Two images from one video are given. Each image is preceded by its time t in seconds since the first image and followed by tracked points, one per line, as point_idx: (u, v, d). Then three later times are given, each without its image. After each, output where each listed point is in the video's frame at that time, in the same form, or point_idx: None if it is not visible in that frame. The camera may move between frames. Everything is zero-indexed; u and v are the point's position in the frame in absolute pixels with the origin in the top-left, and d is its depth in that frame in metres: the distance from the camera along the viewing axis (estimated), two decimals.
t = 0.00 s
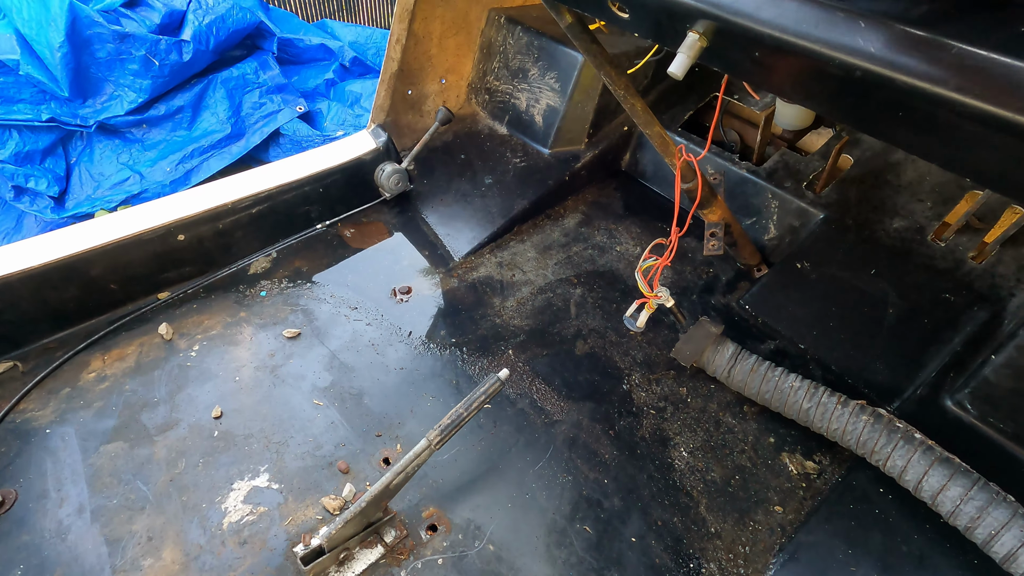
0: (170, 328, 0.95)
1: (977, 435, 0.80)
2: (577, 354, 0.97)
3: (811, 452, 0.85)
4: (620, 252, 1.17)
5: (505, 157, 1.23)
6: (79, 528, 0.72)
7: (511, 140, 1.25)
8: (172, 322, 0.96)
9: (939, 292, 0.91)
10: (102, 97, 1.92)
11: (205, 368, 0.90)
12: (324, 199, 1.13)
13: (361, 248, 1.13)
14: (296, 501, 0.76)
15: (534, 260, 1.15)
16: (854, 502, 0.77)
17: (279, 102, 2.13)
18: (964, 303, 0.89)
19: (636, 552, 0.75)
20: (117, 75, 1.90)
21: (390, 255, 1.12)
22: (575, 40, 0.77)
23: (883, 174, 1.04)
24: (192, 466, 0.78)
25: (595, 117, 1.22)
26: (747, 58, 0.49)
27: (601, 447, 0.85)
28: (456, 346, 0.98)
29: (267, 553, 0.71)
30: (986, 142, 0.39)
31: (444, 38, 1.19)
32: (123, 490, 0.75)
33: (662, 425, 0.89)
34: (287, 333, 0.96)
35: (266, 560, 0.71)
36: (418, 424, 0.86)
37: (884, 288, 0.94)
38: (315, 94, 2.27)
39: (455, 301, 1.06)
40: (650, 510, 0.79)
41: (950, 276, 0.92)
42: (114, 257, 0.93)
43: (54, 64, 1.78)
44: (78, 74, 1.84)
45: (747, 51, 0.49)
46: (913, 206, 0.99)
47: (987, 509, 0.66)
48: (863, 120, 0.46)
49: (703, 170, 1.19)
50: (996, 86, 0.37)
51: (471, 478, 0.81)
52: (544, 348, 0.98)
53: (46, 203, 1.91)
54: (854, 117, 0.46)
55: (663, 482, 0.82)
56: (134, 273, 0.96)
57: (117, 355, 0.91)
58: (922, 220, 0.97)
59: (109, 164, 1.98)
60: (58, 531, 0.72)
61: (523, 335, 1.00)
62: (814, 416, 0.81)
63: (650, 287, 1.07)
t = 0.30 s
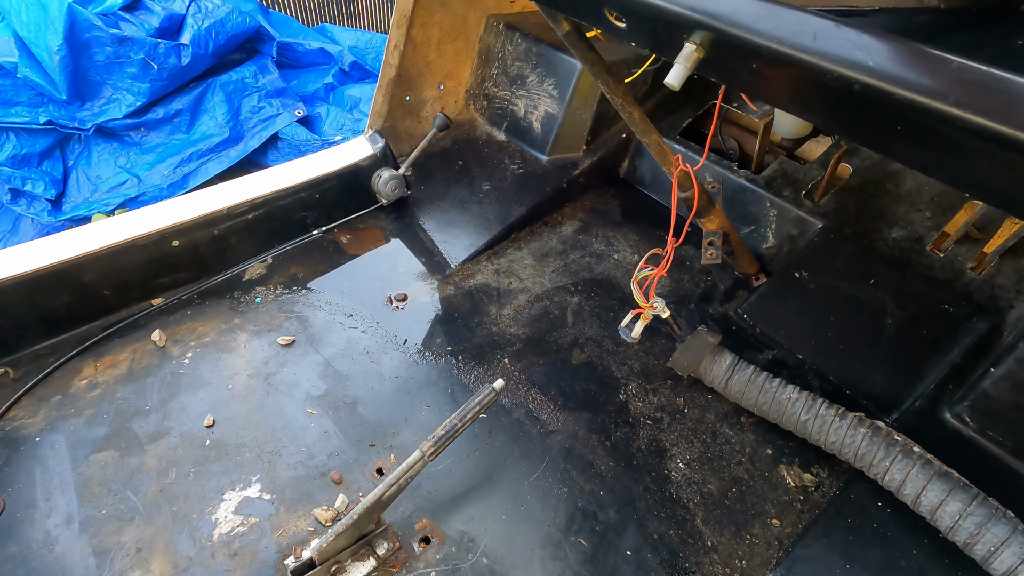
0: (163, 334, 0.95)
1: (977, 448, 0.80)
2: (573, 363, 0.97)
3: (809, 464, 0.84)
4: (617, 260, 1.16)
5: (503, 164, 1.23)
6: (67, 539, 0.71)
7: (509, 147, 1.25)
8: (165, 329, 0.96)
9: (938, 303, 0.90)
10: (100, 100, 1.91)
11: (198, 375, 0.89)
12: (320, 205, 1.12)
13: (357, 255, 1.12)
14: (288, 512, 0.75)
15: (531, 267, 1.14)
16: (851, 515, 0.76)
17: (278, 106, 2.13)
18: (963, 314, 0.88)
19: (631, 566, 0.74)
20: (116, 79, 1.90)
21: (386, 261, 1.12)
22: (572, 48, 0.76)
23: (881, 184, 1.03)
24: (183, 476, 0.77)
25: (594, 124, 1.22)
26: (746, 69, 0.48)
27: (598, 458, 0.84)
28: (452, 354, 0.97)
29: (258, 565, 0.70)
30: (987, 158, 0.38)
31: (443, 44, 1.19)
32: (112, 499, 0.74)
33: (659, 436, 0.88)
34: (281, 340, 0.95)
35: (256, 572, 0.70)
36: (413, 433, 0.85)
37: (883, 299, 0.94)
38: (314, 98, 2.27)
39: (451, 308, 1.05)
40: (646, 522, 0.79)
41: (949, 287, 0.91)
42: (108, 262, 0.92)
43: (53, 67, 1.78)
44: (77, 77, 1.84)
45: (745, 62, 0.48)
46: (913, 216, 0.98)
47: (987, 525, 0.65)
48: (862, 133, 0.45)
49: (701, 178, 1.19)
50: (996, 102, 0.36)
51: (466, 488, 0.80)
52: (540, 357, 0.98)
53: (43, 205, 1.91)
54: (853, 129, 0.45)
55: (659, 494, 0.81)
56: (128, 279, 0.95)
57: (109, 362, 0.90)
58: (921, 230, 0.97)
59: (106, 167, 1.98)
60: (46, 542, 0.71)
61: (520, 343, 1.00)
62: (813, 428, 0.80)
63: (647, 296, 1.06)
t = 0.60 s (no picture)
0: (150, 343, 0.93)
1: (982, 465, 0.77)
2: (570, 375, 0.95)
3: (811, 480, 0.82)
4: (616, 268, 1.15)
5: (500, 170, 1.21)
6: (46, 556, 0.69)
7: (506, 153, 1.23)
8: (153, 337, 0.94)
9: (941, 315, 0.89)
10: (94, 102, 1.89)
11: (185, 386, 0.87)
12: (314, 211, 1.10)
13: (351, 262, 1.10)
14: (275, 528, 0.73)
15: (528, 275, 1.12)
16: (854, 534, 0.74)
17: (275, 109, 2.11)
18: (967, 327, 0.87)
19: None
20: (111, 81, 1.88)
21: (381, 268, 1.10)
22: (570, 54, 0.75)
23: (885, 193, 1.01)
24: (168, 490, 0.75)
25: (592, 131, 1.20)
26: (747, 78, 0.47)
27: (594, 473, 0.82)
28: (446, 364, 0.95)
29: None
30: (1000, 173, 0.37)
31: (440, 48, 1.17)
32: (94, 515, 0.72)
33: (657, 450, 0.86)
34: (272, 349, 0.93)
35: None
36: (405, 447, 0.83)
37: (886, 311, 0.92)
38: (311, 101, 2.25)
39: (446, 317, 1.03)
40: (643, 540, 0.76)
41: (952, 299, 0.89)
42: (95, 269, 0.90)
43: (47, 69, 1.76)
44: (71, 79, 1.82)
45: (748, 71, 0.46)
46: (915, 226, 0.97)
47: (994, 547, 0.63)
48: (867, 145, 0.43)
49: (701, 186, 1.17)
50: (1013, 114, 0.35)
51: (458, 504, 0.78)
52: (536, 368, 0.96)
53: (36, 208, 1.89)
54: (857, 141, 0.43)
55: (657, 511, 0.79)
56: (115, 286, 0.93)
57: (95, 371, 0.88)
58: (924, 240, 0.95)
59: (100, 170, 1.96)
60: (24, 560, 0.68)
61: (516, 353, 0.98)
62: (814, 444, 0.78)
63: (645, 306, 1.05)
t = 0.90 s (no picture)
0: (141, 345, 0.91)
1: (984, 474, 0.76)
2: (567, 380, 0.94)
3: (810, 488, 0.81)
4: (613, 272, 1.13)
5: (498, 172, 1.20)
6: (29, 563, 0.67)
7: (504, 155, 1.22)
8: (144, 340, 0.92)
9: (942, 322, 0.88)
10: (90, 102, 1.88)
11: (176, 389, 0.86)
12: (309, 212, 1.09)
13: (346, 264, 1.09)
14: (264, 535, 0.72)
15: (525, 279, 1.11)
16: (855, 543, 0.73)
17: (272, 111, 2.10)
18: (969, 333, 0.86)
19: None
20: (107, 81, 1.87)
21: (376, 271, 1.08)
22: (568, 55, 0.74)
23: (885, 198, 1.00)
24: (156, 496, 0.73)
25: (591, 134, 1.19)
26: (748, 78, 0.46)
27: (590, 480, 0.81)
28: (441, 368, 0.94)
29: None
30: (1009, 176, 0.36)
31: (438, 50, 1.17)
32: (79, 521, 0.71)
33: (655, 457, 0.85)
34: (264, 352, 0.92)
35: None
36: (399, 452, 0.82)
37: (886, 316, 0.91)
38: (309, 103, 2.24)
39: (442, 321, 1.02)
40: (640, 549, 0.75)
41: (953, 305, 0.89)
42: (85, 270, 0.88)
43: (42, 68, 1.75)
44: (67, 79, 1.81)
45: (749, 72, 0.45)
46: (916, 231, 0.95)
47: (998, 558, 0.62)
48: (871, 147, 0.42)
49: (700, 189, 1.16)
50: None
51: (453, 511, 0.76)
52: (533, 373, 0.95)
53: (30, 209, 1.87)
54: (861, 143, 0.42)
55: (654, 519, 0.78)
56: (106, 287, 0.92)
57: (84, 374, 0.87)
58: (925, 246, 0.94)
59: (96, 170, 1.94)
60: (7, 567, 0.67)
61: (512, 358, 0.97)
62: (814, 451, 0.77)
63: (643, 311, 1.04)
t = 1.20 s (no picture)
0: (125, 349, 0.90)
1: (980, 484, 0.75)
2: (558, 386, 0.92)
3: (804, 497, 0.79)
4: (607, 277, 1.12)
5: (491, 175, 1.19)
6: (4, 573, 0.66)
7: (497, 158, 1.21)
8: (128, 343, 0.91)
9: (938, 329, 0.87)
10: (83, 103, 1.87)
11: (159, 394, 0.84)
12: (299, 215, 1.08)
13: (336, 267, 1.08)
14: (245, 545, 0.70)
15: (517, 283, 1.10)
16: (849, 555, 0.72)
17: (267, 112, 2.09)
18: (965, 340, 0.85)
19: None
20: (100, 82, 1.86)
21: (366, 274, 1.07)
22: (558, 56, 0.72)
23: (881, 203, 0.98)
24: (135, 504, 0.72)
25: (585, 137, 1.18)
26: (738, 80, 0.44)
27: (580, 489, 0.80)
28: (431, 374, 0.92)
29: None
30: (1004, 182, 0.35)
31: (431, 51, 1.16)
32: (56, 530, 0.69)
33: (646, 464, 0.83)
34: (251, 357, 0.90)
35: None
36: (385, 460, 0.80)
37: (881, 323, 0.90)
38: (304, 105, 2.23)
39: (432, 326, 1.01)
40: (630, 559, 0.74)
41: (948, 312, 0.87)
42: (68, 273, 0.87)
43: (34, 69, 1.74)
44: (59, 79, 1.80)
45: (738, 74, 0.44)
46: (911, 237, 0.94)
47: (993, 572, 0.61)
48: (862, 152, 0.41)
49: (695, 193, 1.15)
50: (1019, 119, 0.33)
51: (439, 520, 0.75)
52: (523, 379, 0.93)
53: (22, 209, 1.86)
54: (852, 147, 0.41)
55: (644, 529, 0.77)
56: (89, 290, 0.90)
57: (66, 378, 0.86)
58: (920, 251, 0.93)
59: (88, 171, 1.93)
60: None
61: (503, 363, 0.95)
62: (808, 460, 0.75)
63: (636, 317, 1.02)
